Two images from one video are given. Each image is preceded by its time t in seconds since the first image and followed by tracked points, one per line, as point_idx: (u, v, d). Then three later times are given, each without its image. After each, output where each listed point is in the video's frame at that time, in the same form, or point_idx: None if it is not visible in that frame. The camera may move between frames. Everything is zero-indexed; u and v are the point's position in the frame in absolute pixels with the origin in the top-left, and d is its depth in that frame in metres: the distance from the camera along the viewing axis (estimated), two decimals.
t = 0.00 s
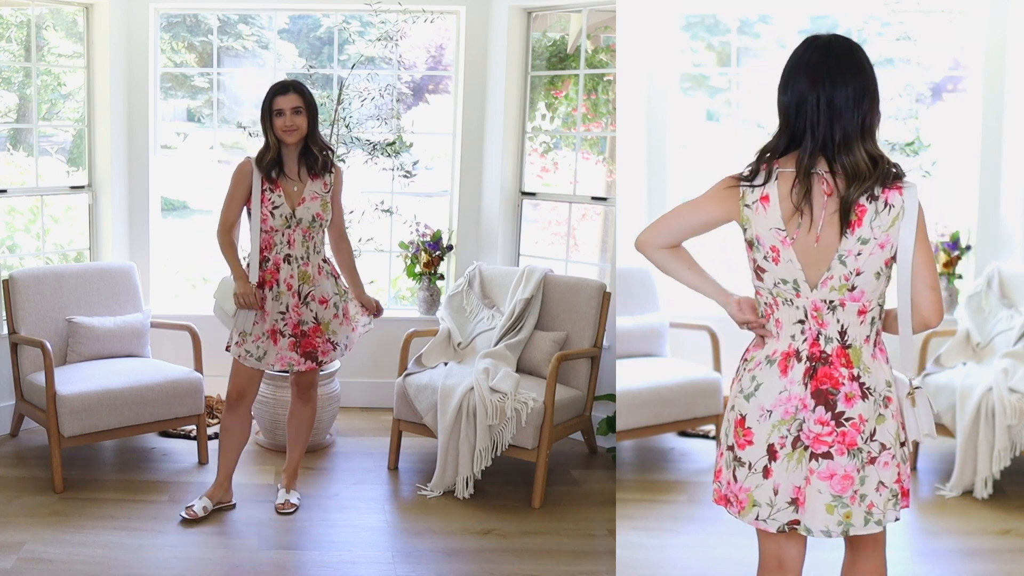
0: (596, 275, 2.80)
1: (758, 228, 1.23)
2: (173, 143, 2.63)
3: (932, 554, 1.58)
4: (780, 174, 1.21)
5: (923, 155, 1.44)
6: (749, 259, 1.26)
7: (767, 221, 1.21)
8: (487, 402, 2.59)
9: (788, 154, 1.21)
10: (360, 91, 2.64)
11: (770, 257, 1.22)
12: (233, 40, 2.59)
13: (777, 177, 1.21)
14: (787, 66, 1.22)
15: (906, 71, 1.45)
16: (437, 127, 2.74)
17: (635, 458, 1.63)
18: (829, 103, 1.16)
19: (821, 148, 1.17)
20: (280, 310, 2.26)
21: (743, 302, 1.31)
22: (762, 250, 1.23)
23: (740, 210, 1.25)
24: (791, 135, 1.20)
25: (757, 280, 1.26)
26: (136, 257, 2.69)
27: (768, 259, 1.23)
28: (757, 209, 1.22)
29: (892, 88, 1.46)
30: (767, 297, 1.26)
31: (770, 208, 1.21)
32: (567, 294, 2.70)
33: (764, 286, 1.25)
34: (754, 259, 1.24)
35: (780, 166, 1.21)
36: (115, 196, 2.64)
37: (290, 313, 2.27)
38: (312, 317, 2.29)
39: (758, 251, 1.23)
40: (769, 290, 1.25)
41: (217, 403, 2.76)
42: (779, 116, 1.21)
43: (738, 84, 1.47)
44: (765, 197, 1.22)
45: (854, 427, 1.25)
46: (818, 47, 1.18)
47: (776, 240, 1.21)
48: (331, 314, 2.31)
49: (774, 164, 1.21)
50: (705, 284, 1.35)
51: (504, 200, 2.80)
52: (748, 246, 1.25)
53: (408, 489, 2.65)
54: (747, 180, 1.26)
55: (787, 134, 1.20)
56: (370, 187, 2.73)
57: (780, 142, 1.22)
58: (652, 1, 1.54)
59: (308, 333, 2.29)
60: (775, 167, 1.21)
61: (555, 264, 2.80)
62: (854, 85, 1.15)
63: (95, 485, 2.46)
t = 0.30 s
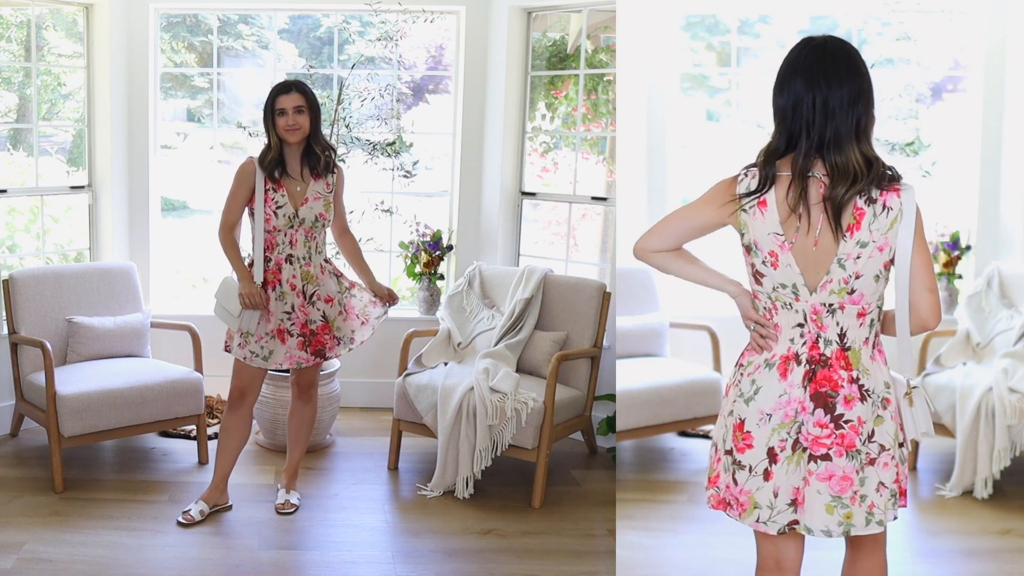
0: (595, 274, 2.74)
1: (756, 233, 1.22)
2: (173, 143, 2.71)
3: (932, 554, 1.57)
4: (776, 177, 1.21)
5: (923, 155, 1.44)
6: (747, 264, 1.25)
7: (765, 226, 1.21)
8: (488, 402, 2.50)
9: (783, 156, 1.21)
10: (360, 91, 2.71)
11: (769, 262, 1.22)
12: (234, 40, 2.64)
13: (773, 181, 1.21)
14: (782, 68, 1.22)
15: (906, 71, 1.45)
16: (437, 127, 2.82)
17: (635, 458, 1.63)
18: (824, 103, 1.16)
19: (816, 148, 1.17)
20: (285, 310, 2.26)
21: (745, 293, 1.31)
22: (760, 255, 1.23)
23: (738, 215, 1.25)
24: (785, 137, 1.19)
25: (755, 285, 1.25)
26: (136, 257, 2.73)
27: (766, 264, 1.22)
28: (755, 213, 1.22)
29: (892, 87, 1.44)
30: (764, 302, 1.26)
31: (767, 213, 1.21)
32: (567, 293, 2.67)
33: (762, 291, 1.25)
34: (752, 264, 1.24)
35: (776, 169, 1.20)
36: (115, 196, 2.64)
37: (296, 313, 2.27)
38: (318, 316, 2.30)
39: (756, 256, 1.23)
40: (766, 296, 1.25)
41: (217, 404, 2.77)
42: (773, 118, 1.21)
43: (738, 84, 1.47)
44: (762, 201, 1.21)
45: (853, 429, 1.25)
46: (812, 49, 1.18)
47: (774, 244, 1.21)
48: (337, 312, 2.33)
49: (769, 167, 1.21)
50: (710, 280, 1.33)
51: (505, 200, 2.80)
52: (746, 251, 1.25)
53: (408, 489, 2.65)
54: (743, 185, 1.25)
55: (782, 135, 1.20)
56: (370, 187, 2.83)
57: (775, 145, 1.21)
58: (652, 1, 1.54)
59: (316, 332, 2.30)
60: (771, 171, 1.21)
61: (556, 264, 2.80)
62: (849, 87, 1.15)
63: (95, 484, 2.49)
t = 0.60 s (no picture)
0: (595, 274, 2.74)
1: (757, 234, 1.22)
2: (173, 143, 2.71)
3: (933, 554, 1.57)
4: (775, 179, 1.20)
5: (923, 155, 1.43)
6: (748, 266, 1.25)
7: (766, 227, 1.20)
8: (488, 402, 2.50)
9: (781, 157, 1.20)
10: (360, 91, 2.71)
11: (770, 264, 1.21)
12: (234, 40, 2.64)
13: (773, 182, 1.20)
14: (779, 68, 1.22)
15: (906, 71, 1.45)
16: (437, 127, 2.82)
17: (635, 458, 1.63)
18: (823, 102, 1.15)
19: (815, 148, 1.16)
20: (285, 310, 2.26)
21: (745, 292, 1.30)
22: (762, 257, 1.22)
23: (737, 217, 1.25)
24: (783, 137, 1.19)
25: (756, 286, 1.25)
26: (137, 257, 2.73)
27: (768, 265, 1.22)
28: (755, 215, 1.22)
29: (892, 88, 1.45)
30: (765, 303, 1.25)
31: (768, 215, 1.20)
32: (567, 293, 2.66)
33: (765, 293, 1.24)
34: (753, 265, 1.24)
35: (776, 170, 1.20)
36: (115, 196, 2.64)
37: (295, 313, 2.27)
38: (315, 316, 2.29)
39: (757, 257, 1.22)
40: (765, 298, 1.25)
41: (217, 404, 2.77)
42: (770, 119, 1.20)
43: (738, 84, 1.47)
44: (762, 203, 1.21)
45: (856, 427, 1.25)
46: (808, 48, 1.17)
47: (775, 246, 1.21)
48: (334, 313, 2.31)
49: (768, 169, 1.20)
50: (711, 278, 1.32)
51: (504, 200, 2.81)
52: (746, 253, 1.24)
53: (408, 489, 2.65)
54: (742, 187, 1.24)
55: (779, 136, 1.19)
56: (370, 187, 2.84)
57: (772, 146, 1.20)
58: (652, 1, 1.54)
59: (312, 332, 2.29)
60: (770, 172, 1.20)
61: (556, 264, 2.80)
62: (847, 86, 1.15)
63: (94, 484, 2.49)
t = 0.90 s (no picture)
0: (595, 275, 2.79)
1: (761, 235, 1.21)
2: (172, 143, 2.71)
3: (932, 554, 1.58)
4: (777, 179, 1.19)
5: (923, 155, 1.44)
6: (752, 267, 1.24)
7: (771, 227, 1.20)
8: (488, 402, 2.51)
9: (781, 158, 1.19)
10: (360, 91, 2.70)
11: (775, 264, 1.20)
12: (234, 40, 2.64)
13: (775, 183, 1.20)
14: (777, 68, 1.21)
15: (906, 71, 1.45)
16: (437, 127, 2.79)
17: (635, 458, 1.62)
18: (824, 102, 1.14)
19: (817, 148, 1.16)
20: (282, 310, 2.26)
21: (751, 296, 1.27)
22: (766, 257, 1.21)
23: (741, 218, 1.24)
24: (783, 137, 1.18)
25: (760, 287, 1.24)
26: (136, 257, 2.73)
27: (772, 266, 1.21)
28: (759, 215, 1.21)
29: (892, 87, 1.45)
30: (770, 303, 1.24)
31: (773, 215, 1.20)
32: (567, 293, 2.66)
33: (769, 294, 1.23)
34: (757, 266, 1.23)
35: (777, 171, 1.19)
36: (115, 196, 2.64)
37: (292, 313, 2.26)
38: (311, 318, 2.29)
39: (762, 258, 1.22)
40: (767, 302, 1.24)
41: (217, 404, 2.76)
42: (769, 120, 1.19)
43: (738, 84, 1.47)
44: (767, 203, 1.20)
45: (861, 425, 1.25)
46: (807, 47, 1.16)
47: (780, 246, 1.20)
48: (328, 316, 2.30)
49: (769, 169, 1.19)
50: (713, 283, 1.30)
51: (505, 200, 2.82)
52: (750, 254, 1.23)
53: (408, 489, 2.65)
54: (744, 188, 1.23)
55: (778, 138, 1.18)
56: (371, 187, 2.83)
57: (772, 147, 1.20)
58: (652, 1, 1.53)
59: (307, 333, 2.29)
60: (772, 173, 1.19)
61: (556, 264, 2.81)
62: (848, 85, 1.14)
63: (94, 485, 2.48)
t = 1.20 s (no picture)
0: (595, 275, 2.81)
1: (774, 233, 1.23)
2: (173, 143, 2.65)
3: (932, 554, 1.58)
4: (789, 176, 1.22)
5: (923, 155, 1.44)
6: (764, 266, 1.25)
7: (784, 225, 1.21)
8: (488, 402, 2.60)
9: (791, 153, 1.21)
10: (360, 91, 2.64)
11: (789, 261, 1.22)
12: (234, 40, 2.61)
13: (786, 180, 1.22)
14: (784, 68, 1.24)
15: (906, 71, 1.45)
16: (437, 127, 2.74)
17: (635, 458, 1.63)
18: (834, 98, 1.17)
19: (828, 145, 1.18)
20: (283, 311, 2.26)
21: (760, 296, 1.29)
22: (779, 254, 1.23)
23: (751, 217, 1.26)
24: (792, 132, 1.20)
25: (772, 285, 1.26)
26: (137, 258, 2.69)
27: (786, 263, 1.23)
28: (772, 212, 1.23)
29: (892, 88, 1.45)
30: (780, 302, 1.26)
31: (786, 212, 1.21)
32: (567, 294, 2.71)
33: (780, 292, 1.26)
34: (769, 264, 1.24)
35: (789, 168, 1.21)
36: (115, 196, 2.64)
37: (292, 313, 2.27)
38: (311, 318, 2.29)
39: (775, 255, 1.23)
40: (776, 305, 1.27)
41: (217, 404, 2.76)
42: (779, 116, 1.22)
43: (738, 84, 1.46)
44: (779, 200, 1.22)
45: (879, 418, 1.28)
46: (814, 47, 1.20)
47: (794, 242, 1.22)
48: (329, 316, 2.30)
49: (781, 165, 1.22)
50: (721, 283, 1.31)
51: (505, 201, 2.80)
52: (762, 252, 1.24)
53: (408, 489, 2.65)
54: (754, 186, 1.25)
55: (788, 131, 1.21)
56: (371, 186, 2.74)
57: (782, 142, 1.22)
58: (652, 1, 1.53)
59: (307, 333, 2.29)
60: (784, 170, 1.22)
61: (556, 264, 2.81)
62: (857, 82, 1.17)
63: (94, 485, 2.47)
